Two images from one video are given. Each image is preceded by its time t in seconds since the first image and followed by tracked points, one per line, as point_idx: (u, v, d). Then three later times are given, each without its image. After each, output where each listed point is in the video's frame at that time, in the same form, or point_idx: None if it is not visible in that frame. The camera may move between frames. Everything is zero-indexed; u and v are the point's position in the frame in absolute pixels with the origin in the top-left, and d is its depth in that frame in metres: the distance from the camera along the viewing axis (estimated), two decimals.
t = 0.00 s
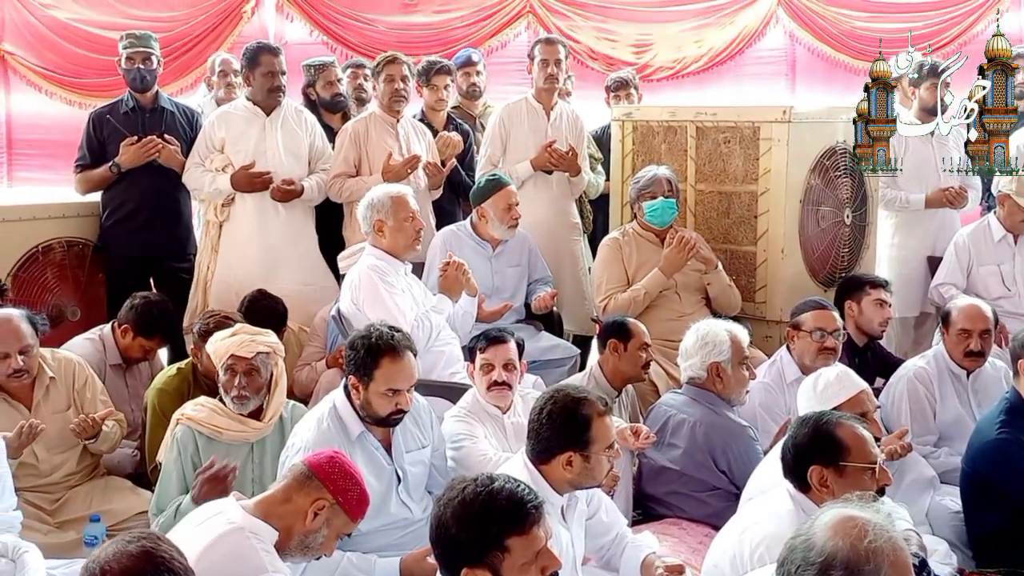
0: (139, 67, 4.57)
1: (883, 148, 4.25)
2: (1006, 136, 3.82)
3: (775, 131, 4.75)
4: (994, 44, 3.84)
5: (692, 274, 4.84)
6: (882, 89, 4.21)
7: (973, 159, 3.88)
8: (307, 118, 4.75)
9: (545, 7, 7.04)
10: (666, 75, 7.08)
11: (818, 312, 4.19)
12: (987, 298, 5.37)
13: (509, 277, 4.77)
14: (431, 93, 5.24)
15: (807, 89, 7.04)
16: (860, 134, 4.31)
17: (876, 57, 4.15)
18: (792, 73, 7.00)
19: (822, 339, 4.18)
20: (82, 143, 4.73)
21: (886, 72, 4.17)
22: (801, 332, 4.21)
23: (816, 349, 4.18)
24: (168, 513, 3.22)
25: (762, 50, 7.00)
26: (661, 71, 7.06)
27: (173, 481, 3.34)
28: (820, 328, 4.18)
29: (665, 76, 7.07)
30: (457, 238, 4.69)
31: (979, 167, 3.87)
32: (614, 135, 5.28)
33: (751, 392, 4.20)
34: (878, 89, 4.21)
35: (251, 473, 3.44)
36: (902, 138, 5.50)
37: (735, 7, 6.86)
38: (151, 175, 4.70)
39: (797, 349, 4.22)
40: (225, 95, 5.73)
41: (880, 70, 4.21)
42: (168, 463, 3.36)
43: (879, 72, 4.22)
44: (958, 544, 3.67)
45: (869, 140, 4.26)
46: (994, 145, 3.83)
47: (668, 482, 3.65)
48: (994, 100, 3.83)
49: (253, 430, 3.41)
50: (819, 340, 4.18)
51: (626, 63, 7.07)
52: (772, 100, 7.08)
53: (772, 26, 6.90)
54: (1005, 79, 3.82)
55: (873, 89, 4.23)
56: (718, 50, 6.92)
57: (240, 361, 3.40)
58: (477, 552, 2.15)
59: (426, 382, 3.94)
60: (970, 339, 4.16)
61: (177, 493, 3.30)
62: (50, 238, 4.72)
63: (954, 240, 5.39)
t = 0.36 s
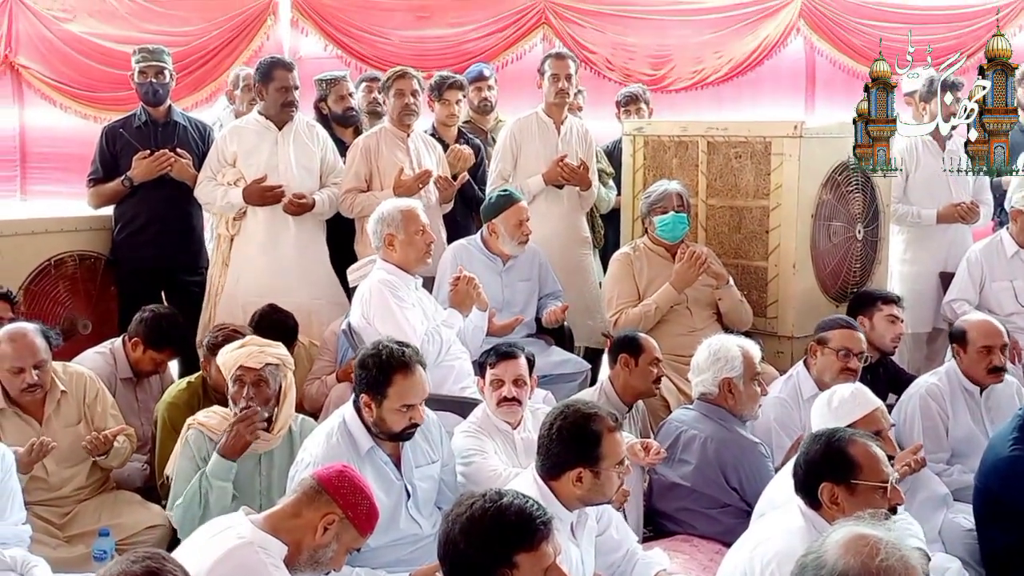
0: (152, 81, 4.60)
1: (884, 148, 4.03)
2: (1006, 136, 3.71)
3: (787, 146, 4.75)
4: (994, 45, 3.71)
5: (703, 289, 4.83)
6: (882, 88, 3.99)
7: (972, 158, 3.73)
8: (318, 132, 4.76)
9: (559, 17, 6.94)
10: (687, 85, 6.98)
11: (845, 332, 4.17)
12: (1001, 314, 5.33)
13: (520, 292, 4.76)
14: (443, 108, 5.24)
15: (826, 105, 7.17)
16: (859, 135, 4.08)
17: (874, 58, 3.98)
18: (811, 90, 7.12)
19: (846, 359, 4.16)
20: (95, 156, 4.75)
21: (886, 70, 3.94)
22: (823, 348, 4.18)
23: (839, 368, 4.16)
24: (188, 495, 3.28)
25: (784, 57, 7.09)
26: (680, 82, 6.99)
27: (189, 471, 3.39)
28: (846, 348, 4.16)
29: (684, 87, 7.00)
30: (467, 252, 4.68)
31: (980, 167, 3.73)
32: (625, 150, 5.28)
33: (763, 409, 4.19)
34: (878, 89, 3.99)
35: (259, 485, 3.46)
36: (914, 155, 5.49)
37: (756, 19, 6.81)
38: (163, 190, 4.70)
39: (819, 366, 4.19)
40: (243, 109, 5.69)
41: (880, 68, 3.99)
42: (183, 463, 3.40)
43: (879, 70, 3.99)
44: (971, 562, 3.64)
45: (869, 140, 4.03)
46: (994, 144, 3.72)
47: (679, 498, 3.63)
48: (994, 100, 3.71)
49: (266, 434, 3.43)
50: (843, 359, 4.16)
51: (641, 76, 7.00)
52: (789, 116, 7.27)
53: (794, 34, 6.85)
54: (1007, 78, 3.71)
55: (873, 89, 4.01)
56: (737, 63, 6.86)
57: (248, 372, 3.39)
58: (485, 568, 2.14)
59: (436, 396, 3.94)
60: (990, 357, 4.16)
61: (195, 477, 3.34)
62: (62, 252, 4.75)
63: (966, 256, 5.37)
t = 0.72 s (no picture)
0: (156, 90, 4.62)
1: (883, 148, 4.32)
2: (1006, 135, 3.83)
3: (793, 155, 4.74)
4: (993, 44, 3.85)
5: (709, 298, 4.82)
6: (881, 88, 4.29)
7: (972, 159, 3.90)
8: (323, 141, 4.77)
9: (566, 26, 7.00)
10: (692, 93, 7.22)
11: (843, 338, 4.17)
12: (1007, 323, 5.31)
13: (525, 301, 4.76)
14: (448, 117, 5.26)
15: (831, 112, 7.53)
16: (860, 133, 4.38)
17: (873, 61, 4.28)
18: (817, 98, 7.45)
19: (848, 365, 4.15)
20: (100, 167, 4.77)
21: (886, 71, 4.28)
22: (827, 356, 4.17)
23: (842, 374, 4.16)
24: (200, 501, 3.27)
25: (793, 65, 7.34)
26: (687, 90, 7.19)
27: (198, 479, 3.39)
28: (847, 354, 4.16)
29: (689, 96, 7.25)
30: (474, 261, 4.68)
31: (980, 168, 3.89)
32: (631, 158, 5.28)
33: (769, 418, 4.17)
34: (878, 89, 4.29)
35: (266, 494, 3.46)
36: (919, 163, 5.46)
37: (763, 28, 7.18)
38: (167, 199, 4.71)
39: (821, 374, 4.19)
40: (249, 119, 5.71)
41: (880, 71, 4.33)
42: (191, 474, 3.39)
43: (879, 73, 4.34)
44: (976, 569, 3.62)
45: (869, 139, 4.34)
46: (994, 145, 3.85)
47: (685, 508, 3.62)
48: (994, 100, 3.86)
49: (274, 444, 3.43)
50: (845, 366, 4.16)
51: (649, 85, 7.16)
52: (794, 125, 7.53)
53: (801, 44, 7.26)
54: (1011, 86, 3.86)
55: (873, 89, 4.33)
56: (745, 70, 7.21)
57: (258, 380, 3.41)
58: None
59: (441, 406, 3.93)
60: (999, 366, 4.15)
61: (206, 484, 3.34)
62: (67, 262, 4.76)
63: (972, 265, 5.36)
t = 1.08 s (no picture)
0: (155, 94, 4.62)
1: (884, 148, 4.32)
2: (1006, 135, 3.82)
3: (792, 160, 4.74)
4: (994, 44, 3.84)
5: (710, 304, 4.82)
6: (882, 88, 4.28)
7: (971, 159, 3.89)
8: (323, 145, 4.78)
9: (567, 35, 7.11)
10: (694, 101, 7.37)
11: (838, 342, 4.17)
12: (1006, 328, 5.31)
13: (526, 306, 4.76)
14: (448, 122, 5.26)
15: (829, 116, 7.59)
16: (859, 134, 4.37)
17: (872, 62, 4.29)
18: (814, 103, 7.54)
19: (844, 368, 4.14)
20: (99, 171, 4.77)
21: (886, 71, 4.28)
22: (824, 361, 4.17)
23: (839, 378, 4.14)
24: (205, 507, 3.27)
25: (787, 77, 7.49)
26: (684, 99, 7.33)
27: (202, 484, 3.39)
28: (842, 357, 4.15)
29: (688, 104, 7.37)
30: (474, 266, 4.68)
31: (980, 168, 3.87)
32: (631, 163, 5.29)
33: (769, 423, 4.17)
34: (878, 89, 4.28)
35: (269, 499, 3.46)
36: (918, 169, 5.47)
37: (758, 37, 7.31)
38: (166, 204, 4.71)
39: (819, 379, 4.18)
40: (250, 123, 5.73)
41: (880, 71, 4.32)
42: (195, 479, 3.40)
43: (879, 73, 4.32)
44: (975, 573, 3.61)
45: (869, 140, 4.33)
46: (994, 145, 3.84)
47: (685, 513, 3.62)
48: (994, 100, 3.84)
49: (278, 450, 3.43)
50: (841, 369, 4.15)
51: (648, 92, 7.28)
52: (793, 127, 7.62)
53: (796, 53, 7.42)
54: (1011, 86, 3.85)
55: (873, 89, 4.32)
56: (741, 79, 7.34)
57: (262, 388, 3.39)
58: None
59: (441, 411, 3.94)
60: (998, 371, 4.15)
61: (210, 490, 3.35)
62: (65, 266, 4.76)
63: (972, 270, 5.35)
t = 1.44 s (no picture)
0: (133, 94, 4.60)
1: (883, 148, 4.50)
2: (1005, 135, 4.07)
3: (771, 161, 4.77)
4: (994, 46, 4.10)
5: (690, 304, 4.84)
6: (881, 88, 4.50)
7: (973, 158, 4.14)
8: (303, 145, 4.77)
9: (544, 40, 7.29)
10: (665, 107, 7.43)
11: (815, 342, 4.20)
12: (982, 328, 5.35)
13: (506, 307, 4.77)
14: (429, 123, 5.26)
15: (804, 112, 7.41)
16: (860, 135, 4.56)
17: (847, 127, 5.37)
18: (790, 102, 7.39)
19: (822, 368, 4.17)
20: (76, 171, 4.76)
21: (885, 73, 4.49)
22: (802, 361, 4.19)
23: (817, 378, 4.17)
24: (182, 510, 3.26)
25: (758, 83, 7.39)
26: (660, 103, 7.41)
27: (178, 486, 3.39)
28: (820, 357, 4.17)
29: (664, 108, 7.41)
30: (455, 266, 4.69)
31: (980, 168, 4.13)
32: (612, 165, 5.29)
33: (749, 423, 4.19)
34: (878, 89, 4.50)
35: (246, 501, 3.46)
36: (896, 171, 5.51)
37: (735, 41, 7.31)
38: (145, 204, 4.72)
39: (797, 379, 4.21)
40: (228, 123, 5.72)
41: (880, 72, 4.53)
42: (170, 481, 3.39)
43: (879, 74, 4.54)
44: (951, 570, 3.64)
45: (869, 140, 4.52)
46: (994, 145, 4.09)
47: (665, 512, 3.63)
48: (994, 100, 4.10)
49: (255, 453, 3.42)
50: (819, 369, 4.17)
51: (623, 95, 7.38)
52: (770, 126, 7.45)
53: (769, 58, 7.35)
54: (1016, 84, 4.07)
55: (873, 90, 4.53)
56: (716, 84, 7.33)
57: (238, 395, 3.39)
58: None
59: (421, 411, 3.94)
60: (976, 371, 4.17)
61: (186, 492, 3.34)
62: (42, 267, 4.71)
63: (949, 271, 5.39)
